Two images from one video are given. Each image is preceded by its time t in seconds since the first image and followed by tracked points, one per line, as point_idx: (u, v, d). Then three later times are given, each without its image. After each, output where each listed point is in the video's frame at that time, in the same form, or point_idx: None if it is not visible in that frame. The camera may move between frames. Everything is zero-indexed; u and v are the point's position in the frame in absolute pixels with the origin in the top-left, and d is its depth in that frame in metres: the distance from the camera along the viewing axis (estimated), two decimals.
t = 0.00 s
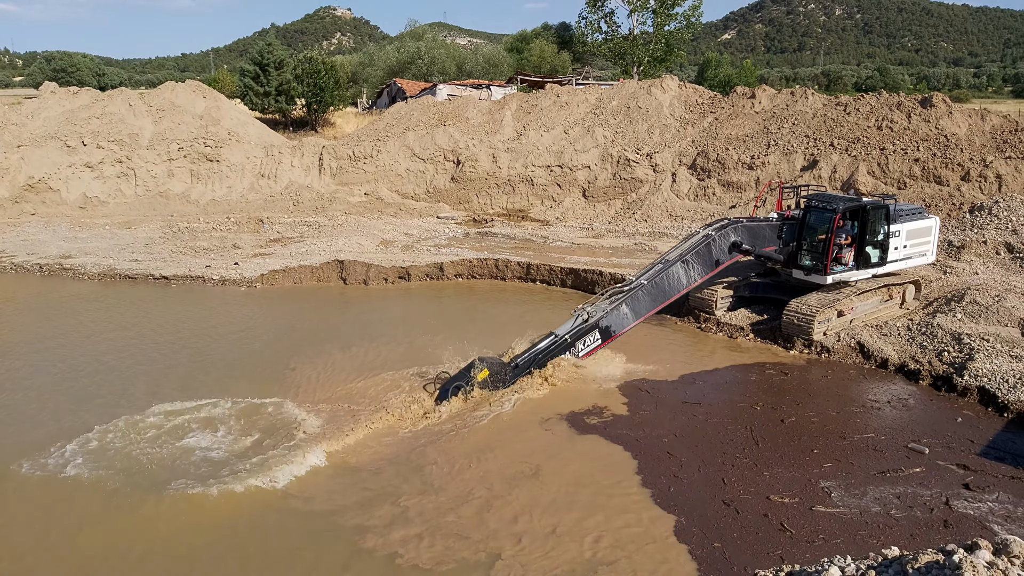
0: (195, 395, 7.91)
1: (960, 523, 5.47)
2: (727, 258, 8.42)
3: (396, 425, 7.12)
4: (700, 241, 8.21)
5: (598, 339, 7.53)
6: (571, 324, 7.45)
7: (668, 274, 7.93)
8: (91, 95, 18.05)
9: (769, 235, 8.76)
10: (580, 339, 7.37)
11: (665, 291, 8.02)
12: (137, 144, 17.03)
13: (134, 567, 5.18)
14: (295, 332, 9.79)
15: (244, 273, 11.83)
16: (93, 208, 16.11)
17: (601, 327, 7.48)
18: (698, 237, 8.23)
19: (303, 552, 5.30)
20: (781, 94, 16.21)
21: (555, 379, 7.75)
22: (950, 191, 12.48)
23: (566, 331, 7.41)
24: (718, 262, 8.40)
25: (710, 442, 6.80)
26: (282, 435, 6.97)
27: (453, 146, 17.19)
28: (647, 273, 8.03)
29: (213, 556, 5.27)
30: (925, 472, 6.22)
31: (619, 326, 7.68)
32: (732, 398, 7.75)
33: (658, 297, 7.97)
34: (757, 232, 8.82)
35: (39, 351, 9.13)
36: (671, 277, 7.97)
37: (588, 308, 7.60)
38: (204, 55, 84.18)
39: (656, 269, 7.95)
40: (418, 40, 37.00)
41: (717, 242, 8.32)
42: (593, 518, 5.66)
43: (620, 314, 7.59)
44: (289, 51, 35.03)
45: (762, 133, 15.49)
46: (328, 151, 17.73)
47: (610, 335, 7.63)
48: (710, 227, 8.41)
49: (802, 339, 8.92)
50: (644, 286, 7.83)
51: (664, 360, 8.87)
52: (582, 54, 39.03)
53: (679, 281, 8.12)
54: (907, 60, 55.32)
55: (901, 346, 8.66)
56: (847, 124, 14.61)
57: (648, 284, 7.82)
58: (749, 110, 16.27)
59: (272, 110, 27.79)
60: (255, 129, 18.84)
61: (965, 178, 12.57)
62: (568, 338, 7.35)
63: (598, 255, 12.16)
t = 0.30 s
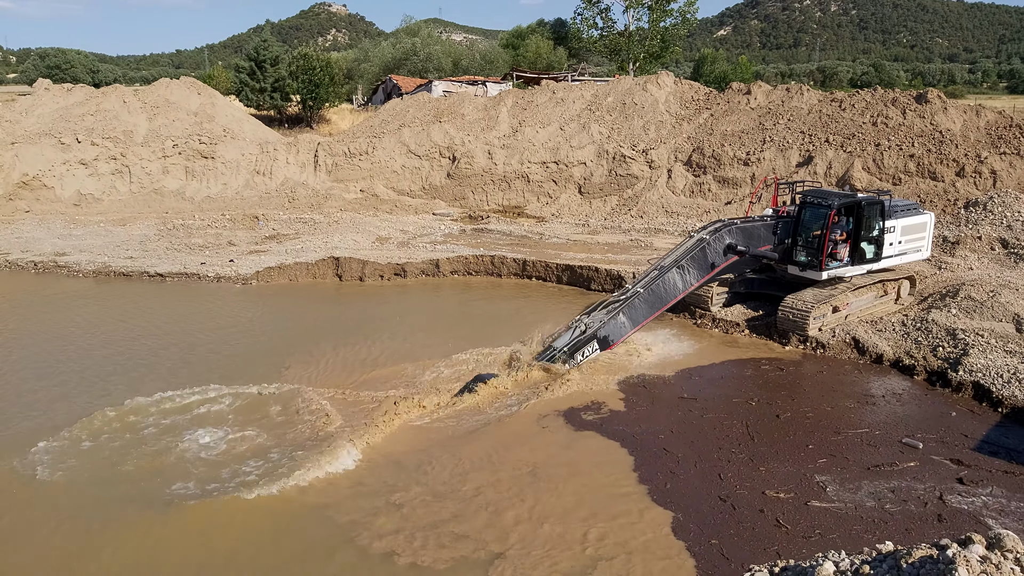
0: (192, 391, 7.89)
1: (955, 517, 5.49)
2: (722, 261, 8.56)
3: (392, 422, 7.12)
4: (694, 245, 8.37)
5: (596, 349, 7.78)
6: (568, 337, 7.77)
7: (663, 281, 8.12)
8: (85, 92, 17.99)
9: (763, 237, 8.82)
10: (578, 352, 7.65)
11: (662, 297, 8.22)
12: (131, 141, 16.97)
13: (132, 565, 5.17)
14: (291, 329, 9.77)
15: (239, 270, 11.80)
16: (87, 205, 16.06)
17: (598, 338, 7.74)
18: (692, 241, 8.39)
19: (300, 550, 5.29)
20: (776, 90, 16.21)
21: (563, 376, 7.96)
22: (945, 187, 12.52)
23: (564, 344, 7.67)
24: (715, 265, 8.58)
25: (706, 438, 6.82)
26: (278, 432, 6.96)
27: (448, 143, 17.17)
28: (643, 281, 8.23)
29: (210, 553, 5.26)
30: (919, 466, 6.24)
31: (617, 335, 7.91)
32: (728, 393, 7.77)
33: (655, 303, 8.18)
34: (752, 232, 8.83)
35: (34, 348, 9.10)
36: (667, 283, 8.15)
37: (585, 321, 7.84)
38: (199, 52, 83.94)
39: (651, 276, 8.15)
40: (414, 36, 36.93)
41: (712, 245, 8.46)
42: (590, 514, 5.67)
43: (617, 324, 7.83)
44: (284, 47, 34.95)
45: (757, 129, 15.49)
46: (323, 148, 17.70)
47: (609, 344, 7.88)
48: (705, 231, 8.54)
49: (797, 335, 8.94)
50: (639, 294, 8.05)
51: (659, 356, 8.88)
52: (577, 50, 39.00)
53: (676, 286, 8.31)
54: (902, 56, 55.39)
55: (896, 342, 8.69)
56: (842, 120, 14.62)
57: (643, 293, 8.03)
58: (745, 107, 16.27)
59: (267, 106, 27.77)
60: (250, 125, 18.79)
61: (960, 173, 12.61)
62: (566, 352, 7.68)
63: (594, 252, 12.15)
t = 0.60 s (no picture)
0: (174, 398, 7.82)
1: (936, 518, 5.54)
2: (706, 268, 8.68)
3: (377, 428, 7.09)
4: (678, 253, 8.53)
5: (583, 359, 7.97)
6: (556, 347, 7.98)
7: (648, 290, 8.30)
8: (66, 97, 17.83)
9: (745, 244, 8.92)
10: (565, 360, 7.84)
11: (647, 306, 8.38)
12: (114, 146, 16.85)
13: None
14: (275, 335, 9.72)
15: (223, 277, 11.73)
16: (69, 212, 15.92)
17: (584, 347, 7.94)
18: (676, 249, 8.55)
19: (284, 559, 5.25)
20: (759, 95, 16.33)
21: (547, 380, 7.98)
22: (925, 191, 12.66)
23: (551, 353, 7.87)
24: (699, 271, 8.72)
25: (691, 442, 6.84)
26: (262, 440, 6.91)
27: (433, 148, 17.17)
28: (628, 290, 8.42)
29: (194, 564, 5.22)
30: (901, 468, 6.29)
31: (604, 344, 8.08)
32: (713, 397, 7.80)
33: (640, 312, 8.34)
34: (735, 239, 8.91)
35: (12, 357, 9.00)
36: (651, 292, 8.32)
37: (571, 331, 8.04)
38: (183, 55, 83.44)
39: (636, 285, 8.32)
40: (399, 41, 36.90)
41: (696, 252, 8.57)
42: (575, 521, 5.67)
43: (602, 332, 8.00)
44: (267, 52, 34.83)
45: (740, 133, 15.59)
46: (307, 153, 17.63)
47: (595, 353, 8.05)
48: (688, 238, 8.65)
49: (781, 338, 8.99)
50: (624, 303, 8.22)
51: (645, 360, 8.90)
52: (562, 55, 39.14)
53: (661, 295, 8.46)
54: (883, 60, 55.99)
55: (878, 344, 8.75)
56: (824, 124, 14.75)
57: (628, 301, 8.21)
58: (728, 111, 16.38)
59: (250, 111, 27.71)
60: (234, 131, 18.69)
61: (940, 178, 12.76)
62: (553, 361, 7.89)
63: (579, 256, 12.18)
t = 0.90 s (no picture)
0: (158, 401, 7.76)
1: (922, 515, 5.57)
2: (692, 269, 8.73)
3: (364, 430, 7.06)
4: (664, 254, 8.56)
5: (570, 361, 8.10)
6: (544, 348, 8.05)
7: (634, 291, 8.34)
8: (47, 100, 17.66)
9: (731, 245, 8.97)
10: (552, 363, 7.98)
11: (634, 307, 8.44)
12: (96, 149, 16.71)
13: None
14: (261, 337, 9.69)
15: (208, 280, 11.64)
16: (51, 215, 15.76)
17: (572, 349, 8.03)
18: (661, 250, 8.58)
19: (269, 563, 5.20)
20: (743, 96, 16.42)
21: (539, 378, 8.00)
22: (908, 191, 12.79)
23: (539, 356, 8.01)
24: (684, 272, 8.77)
25: (679, 441, 6.84)
26: (247, 444, 6.85)
27: (419, 150, 17.16)
28: (615, 292, 8.48)
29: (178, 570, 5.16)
30: (886, 464, 6.32)
31: (592, 346, 8.18)
32: (700, 396, 7.82)
33: (627, 313, 8.39)
34: (721, 239, 8.96)
35: None
36: (637, 293, 8.37)
37: (559, 334, 8.15)
38: (166, 57, 82.91)
39: (622, 287, 8.38)
40: (384, 43, 36.83)
41: (682, 253, 8.62)
42: (563, 521, 5.65)
43: (589, 335, 8.09)
44: (251, 54, 34.67)
45: (725, 134, 15.66)
46: (292, 155, 17.56)
47: (583, 355, 8.16)
48: (673, 240, 8.71)
49: (767, 337, 9.02)
50: (610, 305, 8.28)
51: (632, 359, 8.90)
52: (547, 56, 39.21)
53: (647, 296, 8.52)
54: (865, 62, 56.52)
55: (863, 343, 8.80)
56: (808, 125, 14.85)
57: (615, 303, 8.25)
58: (712, 112, 16.46)
59: (235, 114, 27.57)
60: (218, 133, 18.57)
61: (923, 177, 12.90)
62: (541, 363, 7.98)
63: (566, 257, 12.19)
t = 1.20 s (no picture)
0: (149, 405, 7.73)
1: (914, 513, 5.60)
2: (683, 269, 8.74)
3: (356, 433, 7.05)
4: (656, 254, 8.55)
5: (563, 362, 8.12)
6: (536, 350, 8.05)
7: (626, 292, 8.34)
8: (35, 104, 17.56)
9: (721, 244, 9.00)
10: (545, 364, 7.99)
11: (626, 307, 8.43)
12: (85, 154, 16.63)
13: None
14: (253, 341, 9.66)
15: (198, 284, 11.60)
16: (40, 219, 15.67)
17: (564, 351, 8.03)
18: (653, 250, 8.57)
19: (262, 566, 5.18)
20: (733, 96, 16.47)
21: (531, 378, 8.01)
22: (897, 190, 12.89)
23: (532, 357, 8.02)
24: (675, 272, 8.78)
25: (671, 443, 6.86)
26: (239, 446, 6.83)
27: (410, 152, 17.16)
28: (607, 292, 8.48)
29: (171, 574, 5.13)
30: (877, 462, 6.35)
31: (584, 346, 8.18)
32: (693, 397, 7.83)
33: (620, 314, 8.39)
34: (711, 239, 8.98)
35: None
36: (629, 293, 8.36)
37: (551, 334, 8.15)
38: (154, 61, 82.68)
39: (614, 287, 8.37)
40: (373, 45, 36.80)
41: (673, 253, 8.63)
42: (556, 522, 5.65)
43: (582, 336, 8.08)
44: (240, 57, 34.59)
45: (715, 134, 15.71)
46: (283, 158, 17.54)
47: (575, 356, 8.18)
48: (665, 240, 8.71)
49: (758, 336, 9.05)
50: (602, 305, 8.27)
51: (624, 359, 8.91)
52: (537, 58, 39.26)
53: (639, 296, 8.51)
54: (854, 61, 56.80)
55: (854, 341, 8.84)
56: (798, 124, 14.91)
57: (607, 304, 8.24)
58: (702, 113, 16.52)
59: (224, 117, 27.52)
60: (208, 136, 18.50)
61: (912, 176, 12.99)
62: (533, 364, 7.98)
63: (557, 258, 12.20)
